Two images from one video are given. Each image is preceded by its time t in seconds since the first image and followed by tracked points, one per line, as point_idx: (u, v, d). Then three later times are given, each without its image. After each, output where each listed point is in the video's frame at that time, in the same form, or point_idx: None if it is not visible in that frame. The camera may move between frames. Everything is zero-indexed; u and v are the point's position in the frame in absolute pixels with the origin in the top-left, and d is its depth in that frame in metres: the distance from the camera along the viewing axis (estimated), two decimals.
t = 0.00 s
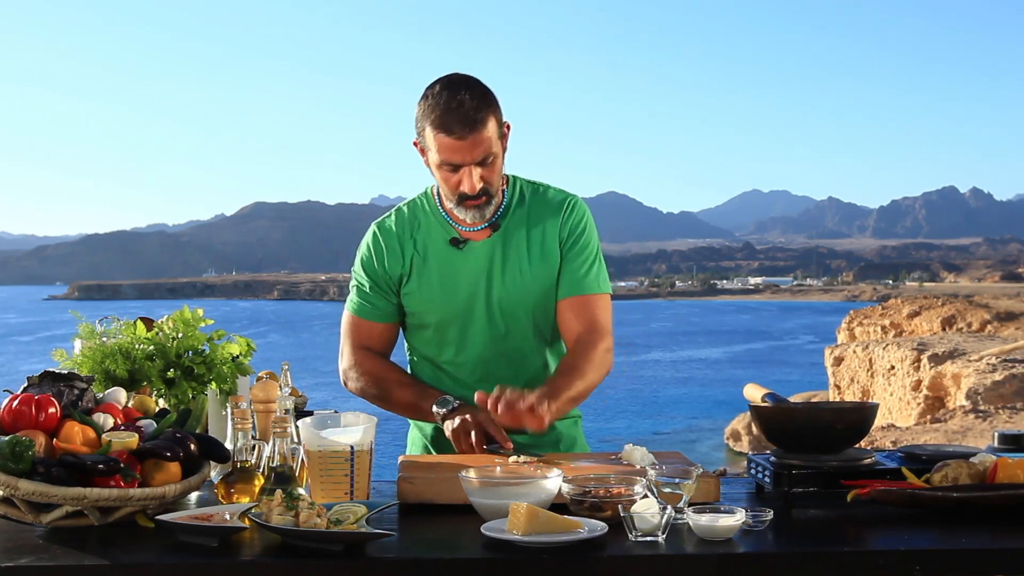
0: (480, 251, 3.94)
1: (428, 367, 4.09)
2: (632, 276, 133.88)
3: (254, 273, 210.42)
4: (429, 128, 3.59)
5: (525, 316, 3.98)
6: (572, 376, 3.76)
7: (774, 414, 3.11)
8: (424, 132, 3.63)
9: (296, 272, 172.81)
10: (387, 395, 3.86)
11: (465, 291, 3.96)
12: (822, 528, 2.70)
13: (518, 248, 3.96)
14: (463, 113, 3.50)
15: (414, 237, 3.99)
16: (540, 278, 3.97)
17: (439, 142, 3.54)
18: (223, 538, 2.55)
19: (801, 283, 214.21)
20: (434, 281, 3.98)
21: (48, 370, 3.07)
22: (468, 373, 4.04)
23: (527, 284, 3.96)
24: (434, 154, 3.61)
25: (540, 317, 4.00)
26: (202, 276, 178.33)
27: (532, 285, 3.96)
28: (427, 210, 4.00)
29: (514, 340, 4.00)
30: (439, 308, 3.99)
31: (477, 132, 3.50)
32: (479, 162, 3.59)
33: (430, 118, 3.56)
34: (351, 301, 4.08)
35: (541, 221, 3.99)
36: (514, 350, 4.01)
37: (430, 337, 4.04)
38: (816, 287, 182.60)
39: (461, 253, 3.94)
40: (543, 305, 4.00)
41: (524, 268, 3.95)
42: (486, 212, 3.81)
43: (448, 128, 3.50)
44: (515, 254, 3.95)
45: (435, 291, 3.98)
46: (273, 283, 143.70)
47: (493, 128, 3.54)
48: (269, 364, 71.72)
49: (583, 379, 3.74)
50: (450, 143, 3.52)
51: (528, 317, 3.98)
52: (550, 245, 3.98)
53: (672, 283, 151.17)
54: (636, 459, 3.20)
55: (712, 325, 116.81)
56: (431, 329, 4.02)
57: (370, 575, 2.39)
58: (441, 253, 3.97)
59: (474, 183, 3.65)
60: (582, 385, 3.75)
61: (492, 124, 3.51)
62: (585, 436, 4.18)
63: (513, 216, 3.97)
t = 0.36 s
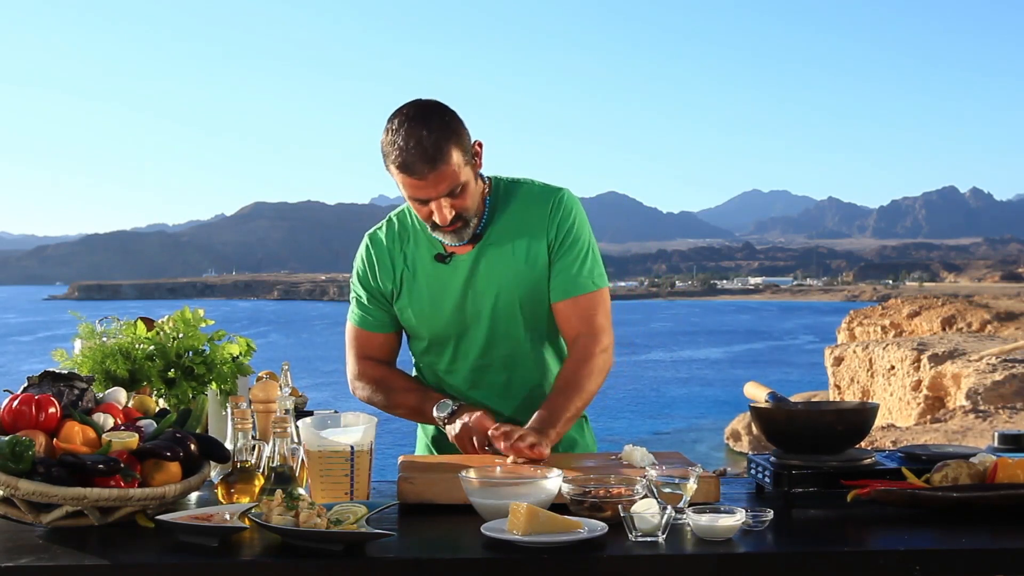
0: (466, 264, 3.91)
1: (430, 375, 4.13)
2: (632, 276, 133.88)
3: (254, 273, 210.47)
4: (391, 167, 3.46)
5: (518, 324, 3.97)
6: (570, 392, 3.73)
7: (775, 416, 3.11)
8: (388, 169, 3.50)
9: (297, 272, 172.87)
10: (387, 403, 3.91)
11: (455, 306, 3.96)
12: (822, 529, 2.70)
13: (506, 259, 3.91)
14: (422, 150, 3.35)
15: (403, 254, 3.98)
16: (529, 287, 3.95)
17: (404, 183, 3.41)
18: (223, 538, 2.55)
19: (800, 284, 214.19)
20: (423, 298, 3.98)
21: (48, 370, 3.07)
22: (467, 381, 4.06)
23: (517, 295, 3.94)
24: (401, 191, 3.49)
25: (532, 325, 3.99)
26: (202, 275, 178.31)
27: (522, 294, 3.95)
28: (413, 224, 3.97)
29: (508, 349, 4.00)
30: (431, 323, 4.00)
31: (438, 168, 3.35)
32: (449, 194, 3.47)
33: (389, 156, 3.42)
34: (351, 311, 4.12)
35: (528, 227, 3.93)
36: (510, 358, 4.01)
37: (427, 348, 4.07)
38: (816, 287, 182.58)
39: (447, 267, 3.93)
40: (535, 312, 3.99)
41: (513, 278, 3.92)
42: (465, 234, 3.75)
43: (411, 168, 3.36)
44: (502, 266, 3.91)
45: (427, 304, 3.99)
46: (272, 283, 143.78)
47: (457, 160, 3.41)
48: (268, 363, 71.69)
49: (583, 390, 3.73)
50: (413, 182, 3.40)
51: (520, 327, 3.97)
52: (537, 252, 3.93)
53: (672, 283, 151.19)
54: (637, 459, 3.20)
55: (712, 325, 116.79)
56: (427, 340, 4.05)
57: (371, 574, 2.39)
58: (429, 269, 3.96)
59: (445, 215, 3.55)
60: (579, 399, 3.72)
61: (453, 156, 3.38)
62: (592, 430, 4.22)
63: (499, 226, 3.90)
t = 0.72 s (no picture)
0: (473, 251, 3.90)
1: (424, 367, 4.12)
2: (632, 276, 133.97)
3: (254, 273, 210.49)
4: (409, 142, 3.50)
5: (525, 316, 3.97)
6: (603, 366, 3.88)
7: (776, 415, 3.11)
8: (405, 147, 3.55)
9: (297, 271, 172.89)
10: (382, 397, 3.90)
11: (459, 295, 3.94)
12: (822, 528, 2.70)
13: (515, 250, 3.91)
14: (441, 126, 3.40)
15: (406, 241, 3.96)
16: (539, 279, 3.95)
17: (423, 156, 3.45)
18: (223, 538, 2.55)
19: (800, 284, 214.22)
20: (425, 285, 3.96)
21: (48, 370, 3.06)
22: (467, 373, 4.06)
23: (525, 287, 3.94)
24: (418, 168, 3.53)
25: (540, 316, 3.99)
26: (202, 275, 178.32)
27: (532, 287, 3.95)
28: (420, 210, 3.96)
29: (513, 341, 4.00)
30: (432, 311, 3.98)
31: (458, 143, 3.40)
32: (465, 171, 3.51)
33: (409, 131, 3.46)
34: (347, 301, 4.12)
35: (537, 220, 3.95)
36: (513, 352, 4.01)
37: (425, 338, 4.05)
38: (816, 288, 182.61)
39: (454, 253, 3.91)
40: (543, 305, 3.98)
41: (523, 268, 3.93)
42: (477, 217, 3.78)
43: (428, 142, 3.41)
44: (511, 258, 3.92)
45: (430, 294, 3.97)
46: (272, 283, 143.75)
47: (475, 135, 3.45)
48: (268, 363, 71.67)
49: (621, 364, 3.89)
50: (431, 157, 3.44)
51: (528, 319, 3.98)
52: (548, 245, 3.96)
53: (672, 283, 151.19)
54: (637, 459, 3.20)
55: (712, 326, 116.77)
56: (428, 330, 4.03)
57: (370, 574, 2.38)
58: (433, 254, 3.93)
59: (460, 193, 3.57)
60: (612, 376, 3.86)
61: (473, 132, 3.43)
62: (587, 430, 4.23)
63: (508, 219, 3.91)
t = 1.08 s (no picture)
0: (495, 248, 3.94)
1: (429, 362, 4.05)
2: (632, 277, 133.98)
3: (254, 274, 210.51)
4: (442, 104, 3.66)
5: (539, 316, 3.97)
6: (615, 380, 3.93)
7: (775, 414, 3.11)
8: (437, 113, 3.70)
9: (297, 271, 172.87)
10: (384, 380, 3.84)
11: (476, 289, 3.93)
12: (822, 529, 2.70)
13: (535, 250, 3.98)
14: (475, 85, 3.60)
15: (426, 231, 3.99)
16: (557, 281, 3.99)
17: (453, 111, 3.59)
18: (223, 539, 2.55)
19: (800, 284, 214.24)
20: (442, 276, 3.95)
21: (48, 370, 3.06)
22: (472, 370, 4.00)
23: (541, 285, 3.96)
24: (447, 128, 3.65)
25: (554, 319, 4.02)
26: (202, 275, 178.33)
27: (550, 287, 3.98)
28: (442, 204, 4.00)
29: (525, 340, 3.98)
30: (446, 304, 3.95)
31: (488, 100, 3.58)
32: (488, 133, 3.62)
33: (443, 93, 3.65)
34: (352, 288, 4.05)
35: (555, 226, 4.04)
36: (522, 352, 4.00)
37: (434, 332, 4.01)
38: (816, 288, 182.61)
39: (476, 249, 3.94)
40: (558, 308, 4.01)
41: (541, 268, 3.98)
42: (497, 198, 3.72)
43: (460, 97, 3.59)
44: (532, 257, 3.97)
45: (446, 285, 3.95)
46: (273, 283, 143.72)
47: (505, 102, 3.62)
48: (268, 362, 71.67)
49: (625, 382, 3.92)
50: (462, 112, 3.58)
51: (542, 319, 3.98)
52: (567, 249, 4.04)
53: (672, 283, 151.19)
54: (636, 459, 3.20)
55: (712, 325, 116.76)
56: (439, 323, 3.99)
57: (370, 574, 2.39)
58: (453, 247, 3.95)
59: (482, 156, 3.63)
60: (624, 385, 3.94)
61: (503, 96, 3.61)
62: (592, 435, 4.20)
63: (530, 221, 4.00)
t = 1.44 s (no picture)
0: (526, 242, 3.97)
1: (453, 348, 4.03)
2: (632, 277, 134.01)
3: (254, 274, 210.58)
4: (488, 112, 3.57)
5: (567, 311, 3.98)
6: (629, 388, 3.91)
7: (775, 413, 3.11)
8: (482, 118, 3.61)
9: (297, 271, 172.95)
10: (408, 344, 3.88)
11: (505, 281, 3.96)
12: (822, 528, 2.70)
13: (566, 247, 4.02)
14: (523, 98, 3.52)
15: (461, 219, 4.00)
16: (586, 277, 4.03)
17: (499, 124, 3.51)
18: (223, 539, 2.55)
19: (800, 284, 214.30)
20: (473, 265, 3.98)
21: (48, 370, 3.06)
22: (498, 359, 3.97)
23: (570, 280, 3.99)
24: (489, 139, 3.57)
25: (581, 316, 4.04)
26: (203, 276, 178.44)
27: (578, 284, 4.01)
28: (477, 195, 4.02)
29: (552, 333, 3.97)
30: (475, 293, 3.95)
31: (536, 118, 3.50)
32: (532, 151, 3.55)
33: (490, 102, 3.56)
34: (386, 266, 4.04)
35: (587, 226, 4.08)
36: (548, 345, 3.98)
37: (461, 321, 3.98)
38: (816, 288, 182.68)
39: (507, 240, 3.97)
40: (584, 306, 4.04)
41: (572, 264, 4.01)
42: (533, 204, 3.76)
43: (507, 111, 3.50)
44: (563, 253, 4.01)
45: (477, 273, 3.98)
46: (273, 284, 143.82)
47: (551, 117, 3.54)
48: (268, 362, 71.70)
49: (642, 388, 3.91)
50: (508, 127, 3.50)
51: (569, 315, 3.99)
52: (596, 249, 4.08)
53: (672, 284, 151.26)
54: (637, 459, 3.20)
55: (712, 325, 116.75)
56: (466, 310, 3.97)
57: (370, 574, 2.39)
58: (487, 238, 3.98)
59: (524, 171, 3.58)
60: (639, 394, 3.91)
61: (551, 112, 3.53)
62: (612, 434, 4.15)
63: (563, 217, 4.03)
